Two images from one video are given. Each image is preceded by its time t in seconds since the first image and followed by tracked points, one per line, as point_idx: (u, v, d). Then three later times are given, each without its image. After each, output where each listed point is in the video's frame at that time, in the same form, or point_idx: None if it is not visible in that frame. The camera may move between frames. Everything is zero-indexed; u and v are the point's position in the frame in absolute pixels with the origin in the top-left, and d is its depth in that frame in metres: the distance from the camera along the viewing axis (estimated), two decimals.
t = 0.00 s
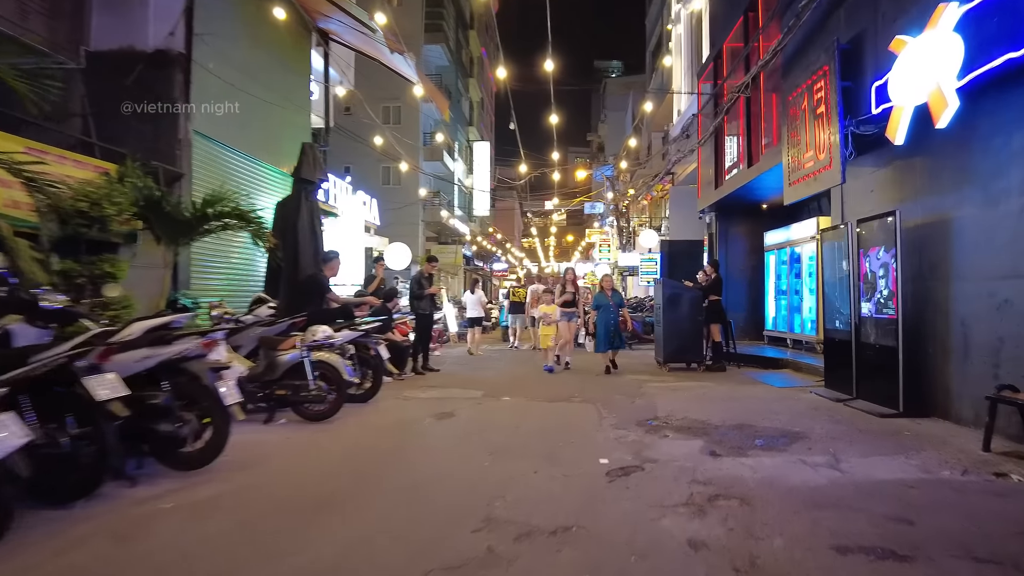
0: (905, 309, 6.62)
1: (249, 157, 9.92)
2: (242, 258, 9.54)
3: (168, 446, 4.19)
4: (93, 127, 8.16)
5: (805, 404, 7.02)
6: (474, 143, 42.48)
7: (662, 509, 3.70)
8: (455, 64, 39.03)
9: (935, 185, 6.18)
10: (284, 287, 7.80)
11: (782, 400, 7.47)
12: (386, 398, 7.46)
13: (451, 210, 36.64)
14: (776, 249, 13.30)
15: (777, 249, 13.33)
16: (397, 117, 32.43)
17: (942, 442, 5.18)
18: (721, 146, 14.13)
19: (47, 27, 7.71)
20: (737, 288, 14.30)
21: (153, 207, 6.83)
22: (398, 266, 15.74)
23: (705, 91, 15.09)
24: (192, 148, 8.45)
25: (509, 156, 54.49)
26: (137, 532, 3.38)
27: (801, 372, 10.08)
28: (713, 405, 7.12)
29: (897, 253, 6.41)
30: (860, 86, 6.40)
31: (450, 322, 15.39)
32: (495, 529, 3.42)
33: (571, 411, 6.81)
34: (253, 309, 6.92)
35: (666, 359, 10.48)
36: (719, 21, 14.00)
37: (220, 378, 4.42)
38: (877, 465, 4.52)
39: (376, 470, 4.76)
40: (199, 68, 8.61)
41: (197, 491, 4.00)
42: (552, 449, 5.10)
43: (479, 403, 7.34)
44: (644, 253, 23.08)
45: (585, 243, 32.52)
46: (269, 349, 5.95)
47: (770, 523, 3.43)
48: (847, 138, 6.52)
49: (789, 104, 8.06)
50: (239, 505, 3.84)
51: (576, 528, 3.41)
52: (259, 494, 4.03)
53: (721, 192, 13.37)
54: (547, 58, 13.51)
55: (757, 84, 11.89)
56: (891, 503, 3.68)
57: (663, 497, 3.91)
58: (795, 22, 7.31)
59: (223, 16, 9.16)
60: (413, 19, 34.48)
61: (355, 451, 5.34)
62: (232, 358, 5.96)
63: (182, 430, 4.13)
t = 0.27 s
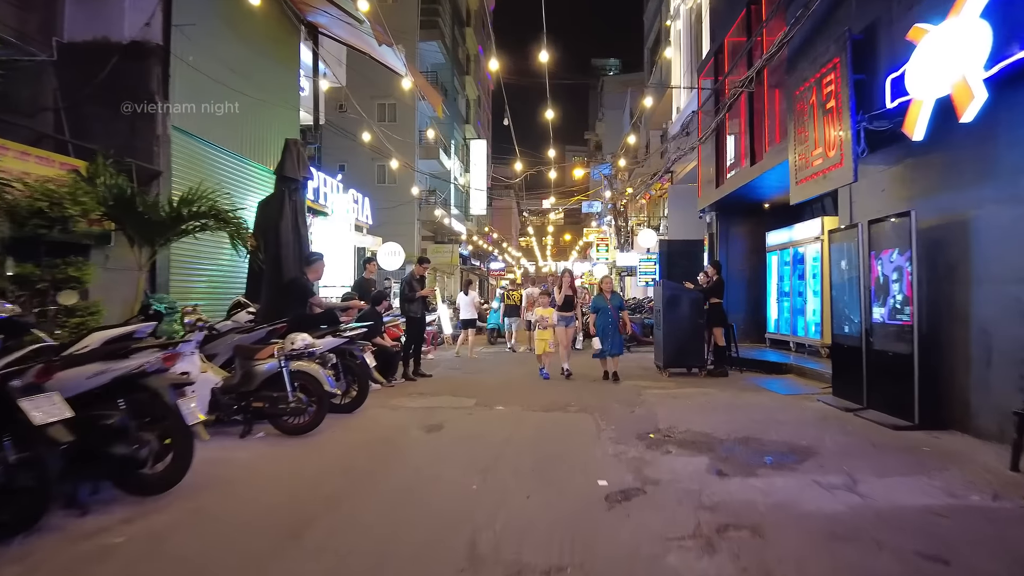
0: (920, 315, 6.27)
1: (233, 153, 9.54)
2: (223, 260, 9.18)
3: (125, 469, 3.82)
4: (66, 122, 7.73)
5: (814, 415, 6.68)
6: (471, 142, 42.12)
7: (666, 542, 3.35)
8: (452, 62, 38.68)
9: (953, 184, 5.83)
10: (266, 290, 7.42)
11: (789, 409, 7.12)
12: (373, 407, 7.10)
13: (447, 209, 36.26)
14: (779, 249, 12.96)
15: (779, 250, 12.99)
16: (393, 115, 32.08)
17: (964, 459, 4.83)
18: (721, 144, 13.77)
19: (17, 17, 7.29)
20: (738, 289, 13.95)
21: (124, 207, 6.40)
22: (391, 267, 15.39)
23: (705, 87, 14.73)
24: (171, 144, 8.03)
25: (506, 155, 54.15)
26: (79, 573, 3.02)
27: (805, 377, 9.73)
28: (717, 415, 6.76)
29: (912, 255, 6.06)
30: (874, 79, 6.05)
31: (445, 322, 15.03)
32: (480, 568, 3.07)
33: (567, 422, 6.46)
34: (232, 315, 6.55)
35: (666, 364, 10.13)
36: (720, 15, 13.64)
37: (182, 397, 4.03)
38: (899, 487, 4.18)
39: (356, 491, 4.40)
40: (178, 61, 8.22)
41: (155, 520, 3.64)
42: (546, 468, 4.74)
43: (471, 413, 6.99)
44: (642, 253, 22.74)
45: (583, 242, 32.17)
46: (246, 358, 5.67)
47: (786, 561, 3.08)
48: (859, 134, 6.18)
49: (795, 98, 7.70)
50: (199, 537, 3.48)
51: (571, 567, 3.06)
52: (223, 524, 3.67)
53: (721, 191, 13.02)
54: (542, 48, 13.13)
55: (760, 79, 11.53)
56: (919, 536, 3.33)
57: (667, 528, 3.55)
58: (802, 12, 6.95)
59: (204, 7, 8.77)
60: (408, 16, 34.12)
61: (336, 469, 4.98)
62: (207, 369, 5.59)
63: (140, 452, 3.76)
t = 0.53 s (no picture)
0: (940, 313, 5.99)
1: (225, 148, 9.33)
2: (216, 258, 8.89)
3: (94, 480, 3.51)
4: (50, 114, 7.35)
5: (827, 417, 6.40)
6: (472, 140, 41.85)
7: (678, 559, 3.07)
8: (452, 59, 38.41)
9: (976, 175, 5.55)
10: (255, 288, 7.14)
11: (800, 411, 6.84)
12: (368, 409, 6.82)
13: (448, 207, 35.97)
14: (785, 247, 12.68)
15: (786, 247, 12.71)
16: (393, 112, 31.81)
17: (991, 466, 4.55)
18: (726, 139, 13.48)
19: None
20: (744, 288, 13.67)
21: (106, 201, 6.13)
22: (389, 265, 15.13)
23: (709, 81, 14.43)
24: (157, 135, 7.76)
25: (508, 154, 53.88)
26: None
27: (814, 378, 9.44)
28: (725, 418, 6.48)
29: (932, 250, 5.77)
30: (893, 64, 5.76)
31: (445, 322, 14.69)
32: None
33: (569, 425, 6.18)
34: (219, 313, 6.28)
35: (670, 364, 9.85)
36: (726, 7, 13.34)
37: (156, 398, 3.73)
38: (926, 496, 3.90)
39: (345, 500, 4.13)
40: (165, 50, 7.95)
41: (125, 533, 3.37)
42: (548, 475, 4.47)
43: (469, 415, 6.71)
44: (645, 251, 22.45)
45: (585, 241, 31.88)
46: (232, 359, 5.38)
47: None
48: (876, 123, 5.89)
49: (806, 88, 7.41)
50: (171, 551, 3.21)
51: None
52: (198, 536, 3.40)
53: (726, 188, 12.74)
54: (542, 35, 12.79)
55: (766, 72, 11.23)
56: (954, 553, 3.05)
57: (679, 543, 3.28)
58: None
59: None
60: (408, 13, 33.83)
61: (325, 474, 4.71)
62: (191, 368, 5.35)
63: (108, 459, 3.46)
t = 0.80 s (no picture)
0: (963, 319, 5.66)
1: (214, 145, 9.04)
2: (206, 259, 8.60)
3: (48, 506, 3.13)
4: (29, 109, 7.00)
5: (843, 427, 6.07)
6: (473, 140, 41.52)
7: None
8: (454, 59, 38.10)
9: (1004, 172, 5.22)
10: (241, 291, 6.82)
11: (813, 421, 6.51)
12: (359, 419, 6.51)
13: (449, 208, 35.65)
14: (793, 248, 12.35)
15: (794, 249, 12.38)
16: (393, 112, 31.49)
17: None
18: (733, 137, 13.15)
19: None
20: (750, 290, 13.34)
21: (82, 196, 5.82)
22: (387, 266, 14.82)
23: (715, 79, 14.11)
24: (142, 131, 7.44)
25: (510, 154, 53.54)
26: None
27: (825, 384, 9.11)
28: (735, 428, 6.15)
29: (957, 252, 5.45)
30: (916, 54, 5.44)
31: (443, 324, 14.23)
32: None
33: (571, 436, 5.86)
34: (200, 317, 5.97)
35: (676, 369, 9.52)
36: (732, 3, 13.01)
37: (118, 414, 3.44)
38: (960, 521, 3.58)
39: (328, 522, 3.81)
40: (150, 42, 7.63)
41: (81, 563, 3.06)
42: (547, 494, 4.15)
43: (466, 424, 6.40)
44: (648, 252, 22.11)
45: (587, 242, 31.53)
46: (211, 366, 5.06)
47: None
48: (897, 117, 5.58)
49: (819, 82, 7.08)
50: None
51: None
52: (162, 567, 3.09)
53: (732, 187, 12.41)
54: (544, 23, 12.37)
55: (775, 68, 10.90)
56: None
57: None
58: None
59: None
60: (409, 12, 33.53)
61: (309, 492, 4.39)
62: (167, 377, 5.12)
63: (61, 481, 3.12)
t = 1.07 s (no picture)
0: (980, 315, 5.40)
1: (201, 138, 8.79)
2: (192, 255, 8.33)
3: None
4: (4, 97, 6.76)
5: (851, 430, 5.81)
6: (472, 139, 41.27)
7: None
8: (452, 57, 37.84)
9: None
10: (225, 288, 6.56)
11: (820, 422, 6.24)
12: (346, 421, 6.22)
13: (447, 207, 35.37)
14: (795, 245, 12.09)
15: (796, 246, 12.12)
16: (391, 110, 31.25)
17: None
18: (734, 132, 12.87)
19: None
20: (751, 288, 13.08)
21: (53, 188, 5.49)
22: (383, 264, 14.57)
23: (716, 73, 13.83)
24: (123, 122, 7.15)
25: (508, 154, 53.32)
26: None
27: (830, 385, 8.84)
28: (739, 430, 5.89)
29: (973, 245, 5.20)
30: (930, 37, 5.18)
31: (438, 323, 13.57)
32: None
33: (567, 439, 5.59)
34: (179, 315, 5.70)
35: (675, 369, 9.26)
36: None
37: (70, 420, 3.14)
38: (985, 532, 3.32)
39: (303, 533, 3.53)
40: (131, 30, 7.34)
41: None
42: (540, 503, 3.88)
43: (458, 427, 6.12)
44: (648, 251, 21.86)
45: (586, 241, 31.27)
46: (187, 365, 4.77)
47: None
48: (910, 103, 5.32)
49: (825, 70, 6.80)
50: None
51: None
52: None
53: (734, 183, 12.14)
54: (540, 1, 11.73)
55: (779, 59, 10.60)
56: None
57: None
58: None
59: None
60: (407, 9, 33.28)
61: (287, 500, 4.11)
62: (139, 375, 4.82)
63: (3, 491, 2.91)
